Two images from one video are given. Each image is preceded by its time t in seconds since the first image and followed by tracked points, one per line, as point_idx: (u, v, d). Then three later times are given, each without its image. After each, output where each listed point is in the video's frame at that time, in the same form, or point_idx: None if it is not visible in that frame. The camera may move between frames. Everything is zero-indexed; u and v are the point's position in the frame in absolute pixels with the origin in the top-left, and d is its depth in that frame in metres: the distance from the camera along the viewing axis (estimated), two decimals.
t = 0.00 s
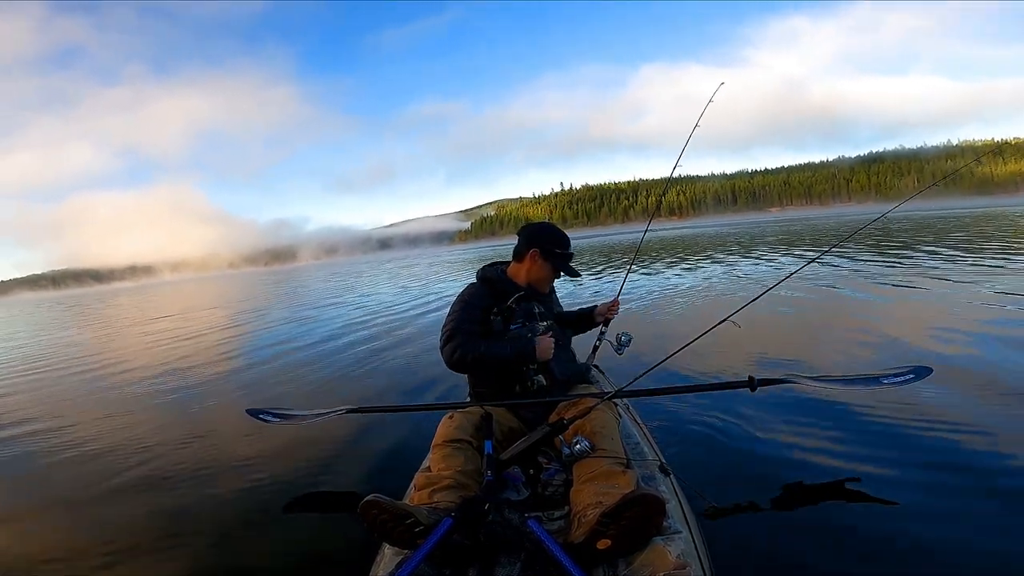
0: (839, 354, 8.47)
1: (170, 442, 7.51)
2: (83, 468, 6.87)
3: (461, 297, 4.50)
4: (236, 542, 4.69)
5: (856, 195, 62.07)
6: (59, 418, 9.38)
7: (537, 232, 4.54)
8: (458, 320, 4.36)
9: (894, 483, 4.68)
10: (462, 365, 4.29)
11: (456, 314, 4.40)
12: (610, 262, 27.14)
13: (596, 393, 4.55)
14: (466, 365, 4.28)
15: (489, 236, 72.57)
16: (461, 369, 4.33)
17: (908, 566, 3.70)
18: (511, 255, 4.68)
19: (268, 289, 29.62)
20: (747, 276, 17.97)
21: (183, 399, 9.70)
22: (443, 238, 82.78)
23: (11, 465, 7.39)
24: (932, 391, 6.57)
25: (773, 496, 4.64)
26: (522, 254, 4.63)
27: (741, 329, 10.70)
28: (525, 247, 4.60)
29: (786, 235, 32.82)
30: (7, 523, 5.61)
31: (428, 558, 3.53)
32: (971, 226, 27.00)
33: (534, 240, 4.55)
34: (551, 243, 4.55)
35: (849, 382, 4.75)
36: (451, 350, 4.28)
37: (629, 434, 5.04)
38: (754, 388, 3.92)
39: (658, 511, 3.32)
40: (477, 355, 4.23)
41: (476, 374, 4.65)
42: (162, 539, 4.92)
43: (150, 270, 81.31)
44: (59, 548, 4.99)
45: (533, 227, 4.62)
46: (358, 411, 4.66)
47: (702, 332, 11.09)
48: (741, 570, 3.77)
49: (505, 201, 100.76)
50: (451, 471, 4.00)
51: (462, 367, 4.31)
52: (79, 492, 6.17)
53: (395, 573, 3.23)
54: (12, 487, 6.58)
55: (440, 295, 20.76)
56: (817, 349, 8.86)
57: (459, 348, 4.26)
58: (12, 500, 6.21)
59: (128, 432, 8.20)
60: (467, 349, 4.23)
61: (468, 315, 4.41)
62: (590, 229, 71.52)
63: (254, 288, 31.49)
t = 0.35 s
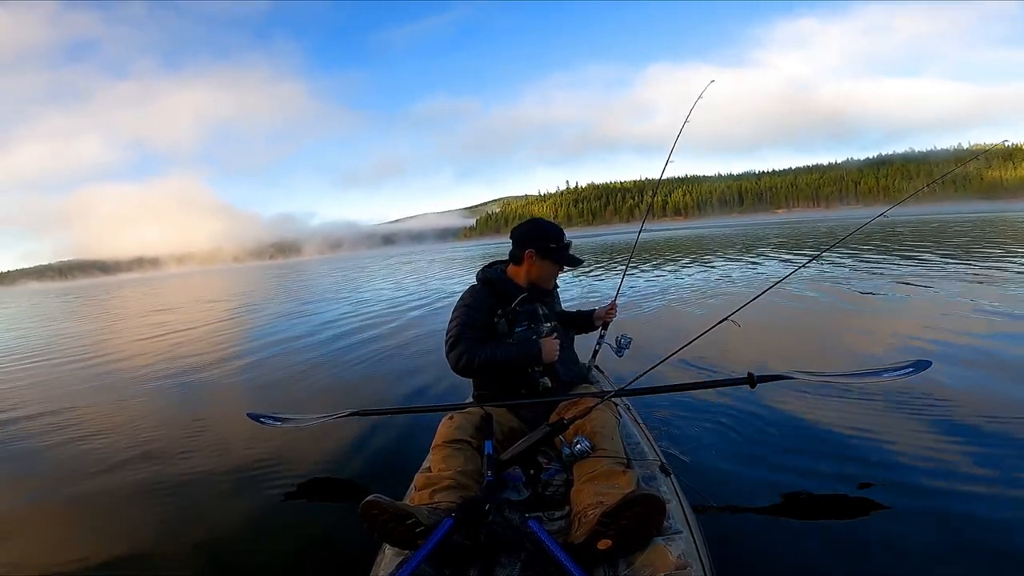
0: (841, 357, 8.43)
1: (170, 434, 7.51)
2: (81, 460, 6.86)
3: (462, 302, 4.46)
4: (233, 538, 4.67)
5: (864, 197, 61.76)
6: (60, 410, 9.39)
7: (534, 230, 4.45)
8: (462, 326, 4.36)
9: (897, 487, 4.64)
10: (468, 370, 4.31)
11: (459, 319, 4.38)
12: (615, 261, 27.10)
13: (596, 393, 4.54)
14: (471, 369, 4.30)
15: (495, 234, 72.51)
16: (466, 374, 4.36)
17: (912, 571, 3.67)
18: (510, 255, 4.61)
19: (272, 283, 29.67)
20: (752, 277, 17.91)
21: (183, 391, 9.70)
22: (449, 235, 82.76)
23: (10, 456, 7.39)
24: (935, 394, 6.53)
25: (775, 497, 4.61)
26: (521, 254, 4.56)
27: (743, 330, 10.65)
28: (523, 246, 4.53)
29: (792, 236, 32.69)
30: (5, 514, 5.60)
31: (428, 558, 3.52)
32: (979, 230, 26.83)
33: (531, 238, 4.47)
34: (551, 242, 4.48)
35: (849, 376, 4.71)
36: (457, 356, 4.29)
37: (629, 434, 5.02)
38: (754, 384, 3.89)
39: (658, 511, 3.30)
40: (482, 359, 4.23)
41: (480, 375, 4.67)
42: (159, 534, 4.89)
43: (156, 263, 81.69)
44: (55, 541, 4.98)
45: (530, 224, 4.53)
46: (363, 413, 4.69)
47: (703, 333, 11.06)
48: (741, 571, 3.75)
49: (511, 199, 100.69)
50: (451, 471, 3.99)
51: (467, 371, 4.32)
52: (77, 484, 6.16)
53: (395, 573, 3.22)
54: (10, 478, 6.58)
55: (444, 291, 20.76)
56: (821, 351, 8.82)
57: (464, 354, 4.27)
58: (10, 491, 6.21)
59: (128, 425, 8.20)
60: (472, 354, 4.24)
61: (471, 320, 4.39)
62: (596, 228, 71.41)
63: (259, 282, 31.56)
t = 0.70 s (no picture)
0: (841, 356, 8.41)
1: (171, 440, 7.53)
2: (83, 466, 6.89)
3: (462, 310, 4.45)
4: (233, 542, 4.68)
5: (868, 194, 61.56)
6: (65, 415, 9.44)
7: (525, 228, 4.43)
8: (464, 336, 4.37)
9: (896, 486, 4.64)
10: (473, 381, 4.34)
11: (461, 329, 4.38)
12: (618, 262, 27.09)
13: (596, 393, 4.56)
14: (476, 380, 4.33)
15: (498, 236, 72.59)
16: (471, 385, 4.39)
17: (909, 569, 3.67)
18: (505, 257, 4.58)
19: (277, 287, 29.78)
20: (753, 276, 17.88)
21: (185, 397, 9.72)
22: (451, 238, 82.85)
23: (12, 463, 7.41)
24: (937, 392, 6.51)
25: (775, 495, 4.62)
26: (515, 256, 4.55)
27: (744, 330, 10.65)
28: (517, 247, 4.51)
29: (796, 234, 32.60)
30: (6, 521, 5.63)
31: (428, 557, 3.52)
32: (984, 226, 26.70)
33: (526, 237, 4.45)
34: (545, 240, 4.46)
35: (850, 377, 4.72)
36: (461, 367, 4.32)
37: (629, 433, 5.03)
38: (754, 385, 3.90)
39: (658, 511, 3.31)
40: (487, 370, 4.27)
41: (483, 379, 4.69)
42: (159, 539, 4.90)
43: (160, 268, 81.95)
44: (59, 546, 5.01)
45: (521, 224, 4.50)
46: (364, 413, 4.70)
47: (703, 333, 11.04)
48: (741, 570, 3.75)
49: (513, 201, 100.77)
50: (451, 471, 4.00)
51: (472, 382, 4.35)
52: (78, 491, 6.17)
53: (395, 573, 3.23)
54: (13, 486, 6.61)
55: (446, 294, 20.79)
56: (822, 350, 8.80)
57: (469, 365, 4.30)
58: (13, 499, 6.22)
59: (130, 431, 8.22)
60: (478, 366, 4.27)
61: (473, 329, 4.39)
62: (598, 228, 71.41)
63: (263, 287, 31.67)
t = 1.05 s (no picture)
0: (843, 357, 8.39)
1: (172, 439, 7.55)
2: (84, 464, 6.91)
3: (462, 316, 4.42)
4: (232, 541, 4.68)
5: (873, 195, 61.31)
6: (68, 416, 9.47)
7: (518, 229, 4.39)
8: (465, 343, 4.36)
9: (896, 487, 4.64)
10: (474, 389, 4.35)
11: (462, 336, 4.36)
12: (621, 262, 27.06)
13: (596, 393, 4.56)
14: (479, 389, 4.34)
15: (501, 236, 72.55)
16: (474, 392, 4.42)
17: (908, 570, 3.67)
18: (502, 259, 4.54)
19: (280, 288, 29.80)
20: (757, 277, 17.85)
21: (186, 397, 9.74)
22: (454, 239, 82.80)
23: (14, 462, 7.45)
24: (938, 394, 6.48)
25: (775, 496, 4.62)
26: (512, 257, 4.51)
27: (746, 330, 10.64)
28: (512, 248, 4.48)
29: (801, 235, 32.48)
30: (7, 520, 5.64)
31: (428, 558, 3.52)
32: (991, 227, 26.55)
33: (522, 238, 4.41)
34: (541, 240, 4.42)
35: (851, 381, 4.70)
36: (465, 375, 4.33)
37: (629, 434, 5.03)
38: (755, 387, 3.90)
39: (658, 511, 3.31)
40: (491, 378, 4.28)
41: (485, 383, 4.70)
42: (159, 538, 4.91)
43: (164, 268, 82.28)
44: (60, 545, 5.02)
45: (515, 224, 4.44)
46: (364, 412, 4.70)
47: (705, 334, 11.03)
48: (741, 571, 3.75)
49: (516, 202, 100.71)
50: (451, 471, 4.00)
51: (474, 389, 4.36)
52: (79, 490, 6.19)
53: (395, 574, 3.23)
54: (14, 485, 6.64)
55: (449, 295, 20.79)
56: (825, 351, 8.78)
57: (473, 372, 4.31)
58: (14, 497, 6.26)
59: (131, 431, 8.25)
60: (481, 375, 4.27)
61: (474, 335, 4.37)
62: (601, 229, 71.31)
63: (267, 287, 31.71)
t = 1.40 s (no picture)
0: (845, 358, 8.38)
1: (172, 437, 7.55)
2: (84, 459, 6.92)
3: (460, 319, 4.43)
4: (231, 539, 4.69)
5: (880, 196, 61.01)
6: (73, 410, 9.52)
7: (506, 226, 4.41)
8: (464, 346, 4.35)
9: (898, 489, 4.61)
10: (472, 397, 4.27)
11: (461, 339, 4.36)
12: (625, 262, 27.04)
13: (596, 393, 4.56)
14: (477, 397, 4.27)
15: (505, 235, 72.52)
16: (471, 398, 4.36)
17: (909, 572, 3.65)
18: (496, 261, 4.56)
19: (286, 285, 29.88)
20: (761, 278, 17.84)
21: (187, 393, 9.75)
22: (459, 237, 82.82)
23: (15, 457, 7.46)
24: (940, 395, 6.45)
25: (776, 497, 4.60)
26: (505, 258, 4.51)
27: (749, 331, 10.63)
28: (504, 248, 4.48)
29: (807, 235, 32.38)
30: (7, 516, 5.65)
31: (428, 557, 3.53)
32: (998, 228, 26.42)
33: (513, 237, 4.41)
34: (529, 236, 4.42)
35: (853, 381, 4.70)
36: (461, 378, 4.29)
37: (629, 434, 5.03)
38: (756, 387, 3.90)
39: (659, 511, 3.31)
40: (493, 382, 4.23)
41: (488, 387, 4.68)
42: (158, 536, 4.91)
43: (170, 264, 82.61)
44: (63, 539, 5.04)
45: (505, 223, 4.46)
46: (365, 413, 4.72)
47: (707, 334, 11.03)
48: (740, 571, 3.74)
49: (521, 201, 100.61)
50: (452, 471, 4.01)
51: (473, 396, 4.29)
52: (83, 485, 6.23)
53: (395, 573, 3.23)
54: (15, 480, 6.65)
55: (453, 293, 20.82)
56: (827, 352, 8.78)
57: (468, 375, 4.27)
58: (14, 492, 6.26)
59: (132, 427, 8.26)
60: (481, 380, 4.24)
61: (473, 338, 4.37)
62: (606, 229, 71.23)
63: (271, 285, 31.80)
